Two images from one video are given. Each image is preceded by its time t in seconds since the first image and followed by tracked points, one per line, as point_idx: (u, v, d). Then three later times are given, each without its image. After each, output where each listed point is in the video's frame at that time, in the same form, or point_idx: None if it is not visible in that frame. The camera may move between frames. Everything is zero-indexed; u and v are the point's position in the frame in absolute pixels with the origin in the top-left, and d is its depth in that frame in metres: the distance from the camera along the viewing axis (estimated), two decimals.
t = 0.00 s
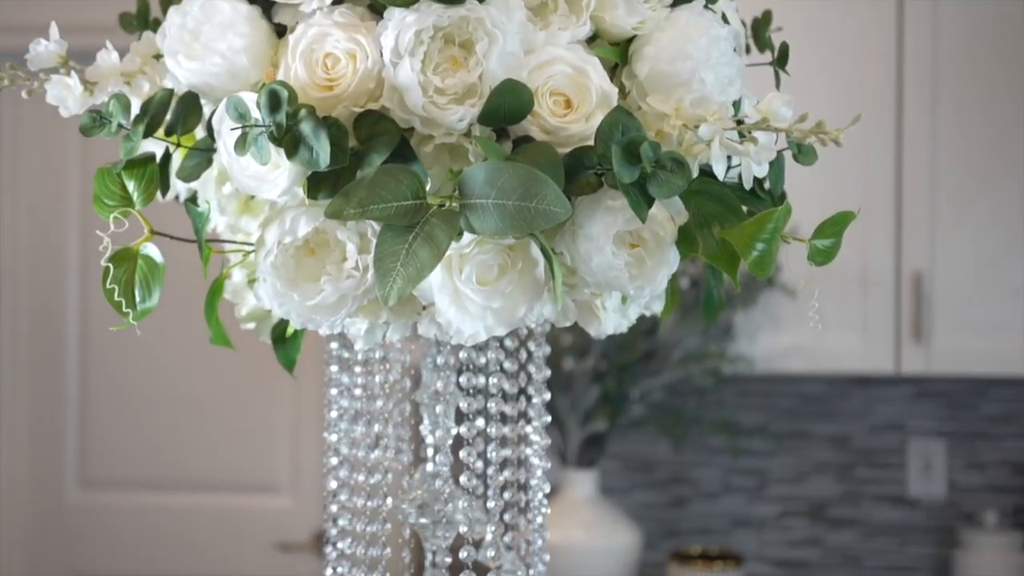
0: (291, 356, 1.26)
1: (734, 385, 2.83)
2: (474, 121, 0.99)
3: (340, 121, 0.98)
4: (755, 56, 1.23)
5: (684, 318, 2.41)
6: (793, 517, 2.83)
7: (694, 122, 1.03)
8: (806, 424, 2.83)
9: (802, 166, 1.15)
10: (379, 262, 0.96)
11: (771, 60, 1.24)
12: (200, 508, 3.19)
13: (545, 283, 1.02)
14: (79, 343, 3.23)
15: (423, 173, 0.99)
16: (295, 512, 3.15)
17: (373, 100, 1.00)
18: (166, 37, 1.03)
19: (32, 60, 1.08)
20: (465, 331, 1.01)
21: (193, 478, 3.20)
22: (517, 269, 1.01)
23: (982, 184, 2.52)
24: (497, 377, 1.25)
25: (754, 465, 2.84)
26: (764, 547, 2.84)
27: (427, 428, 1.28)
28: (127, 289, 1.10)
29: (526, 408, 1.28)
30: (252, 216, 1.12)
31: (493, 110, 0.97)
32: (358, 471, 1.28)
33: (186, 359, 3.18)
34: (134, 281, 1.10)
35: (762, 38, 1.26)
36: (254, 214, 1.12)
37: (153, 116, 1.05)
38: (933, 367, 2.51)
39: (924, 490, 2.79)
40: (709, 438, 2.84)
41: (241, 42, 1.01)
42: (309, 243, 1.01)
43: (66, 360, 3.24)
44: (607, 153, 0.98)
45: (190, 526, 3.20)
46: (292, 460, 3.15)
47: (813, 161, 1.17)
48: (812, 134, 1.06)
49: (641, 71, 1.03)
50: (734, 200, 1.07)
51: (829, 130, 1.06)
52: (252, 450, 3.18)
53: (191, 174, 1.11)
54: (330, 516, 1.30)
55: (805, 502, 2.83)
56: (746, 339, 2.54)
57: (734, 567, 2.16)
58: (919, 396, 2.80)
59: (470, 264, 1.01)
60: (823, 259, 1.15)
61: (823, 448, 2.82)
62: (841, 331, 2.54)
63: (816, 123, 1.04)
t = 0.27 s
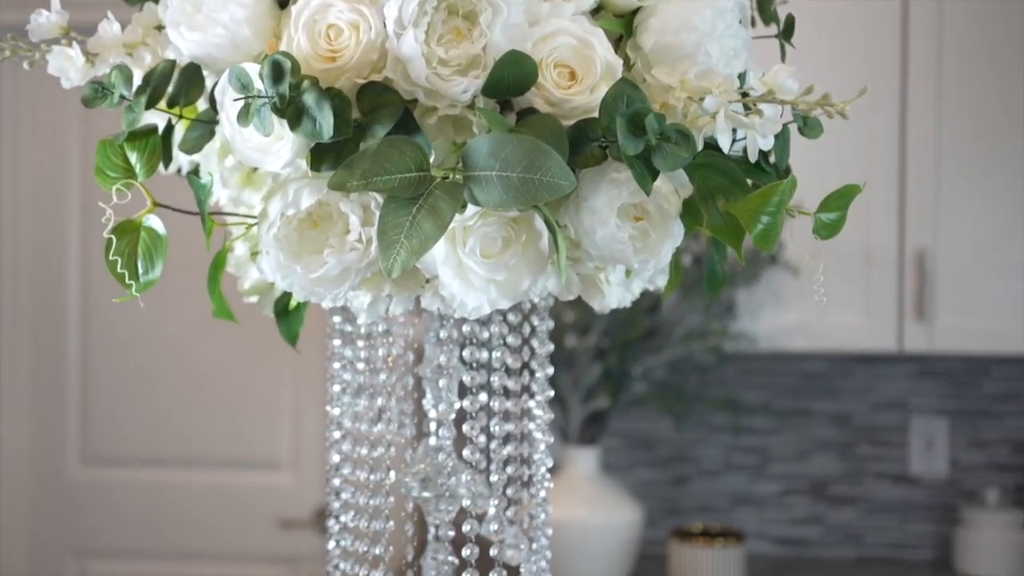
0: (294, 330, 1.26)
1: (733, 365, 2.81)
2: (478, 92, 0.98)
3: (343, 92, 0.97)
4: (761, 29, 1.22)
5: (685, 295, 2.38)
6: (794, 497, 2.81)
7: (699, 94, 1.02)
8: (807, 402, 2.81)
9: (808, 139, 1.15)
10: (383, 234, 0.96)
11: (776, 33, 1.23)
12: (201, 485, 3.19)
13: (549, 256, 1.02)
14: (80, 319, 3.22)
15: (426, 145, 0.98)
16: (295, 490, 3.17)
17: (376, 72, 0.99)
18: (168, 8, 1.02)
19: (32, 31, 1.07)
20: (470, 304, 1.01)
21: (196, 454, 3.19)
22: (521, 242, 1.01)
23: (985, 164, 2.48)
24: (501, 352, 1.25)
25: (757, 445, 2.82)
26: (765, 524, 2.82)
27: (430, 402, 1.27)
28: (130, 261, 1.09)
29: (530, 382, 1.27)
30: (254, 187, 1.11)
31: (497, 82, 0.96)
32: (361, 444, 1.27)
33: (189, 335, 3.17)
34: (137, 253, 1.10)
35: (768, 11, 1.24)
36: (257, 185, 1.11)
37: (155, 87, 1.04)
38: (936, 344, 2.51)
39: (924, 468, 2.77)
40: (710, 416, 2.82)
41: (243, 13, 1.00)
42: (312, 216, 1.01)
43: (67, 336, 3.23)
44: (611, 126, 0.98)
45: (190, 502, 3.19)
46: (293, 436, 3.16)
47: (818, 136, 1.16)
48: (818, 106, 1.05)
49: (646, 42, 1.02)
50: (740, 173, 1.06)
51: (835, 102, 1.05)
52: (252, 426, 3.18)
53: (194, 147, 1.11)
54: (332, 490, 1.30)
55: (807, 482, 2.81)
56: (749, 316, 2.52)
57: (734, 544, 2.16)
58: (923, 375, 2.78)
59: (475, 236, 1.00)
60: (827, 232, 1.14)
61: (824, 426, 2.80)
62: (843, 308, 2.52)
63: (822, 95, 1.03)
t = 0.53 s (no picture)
0: (296, 305, 1.26)
1: (738, 345, 2.80)
2: (482, 67, 0.98)
3: (346, 67, 0.97)
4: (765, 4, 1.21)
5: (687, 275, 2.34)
6: (795, 476, 2.80)
7: (704, 70, 1.01)
8: (810, 381, 2.80)
9: (813, 116, 1.12)
10: (386, 209, 0.96)
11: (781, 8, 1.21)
12: (204, 464, 3.19)
13: (553, 233, 1.01)
14: (83, 299, 3.22)
15: (430, 120, 0.98)
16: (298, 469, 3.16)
17: (380, 47, 0.98)
18: None
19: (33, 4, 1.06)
20: (473, 280, 0.99)
21: (198, 433, 3.19)
22: (525, 218, 0.99)
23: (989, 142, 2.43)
24: (504, 329, 1.25)
25: (759, 425, 2.81)
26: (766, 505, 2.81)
27: (433, 379, 1.26)
28: (133, 236, 1.09)
29: (532, 359, 1.27)
30: (257, 164, 1.11)
31: (501, 57, 0.96)
32: (364, 421, 1.27)
33: (191, 314, 3.17)
34: (140, 229, 1.09)
35: None
36: (260, 162, 1.11)
37: (157, 62, 1.03)
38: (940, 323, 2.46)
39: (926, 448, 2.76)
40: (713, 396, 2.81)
41: None
42: (315, 192, 1.00)
43: (70, 317, 3.23)
44: (616, 101, 0.97)
45: (193, 482, 3.19)
46: (296, 415, 3.17)
47: (824, 112, 1.14)
48: (823, 82, 1.04)
49: (650, 18, 1.01)
50: (744, 149, 1.04)
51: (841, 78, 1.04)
52: (255, 405, 3.18)
53: (196, 122, 1.10)
54: (336, 466, 1.31)
55: (809, 462, 2.80)
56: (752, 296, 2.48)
57: (737, 524, 2.03)
58: (924, 355, 2.77)
59: (478, 212, 0.98)
60: (833, 209, 1.12)
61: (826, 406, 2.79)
62: (846, 289, 2.48)
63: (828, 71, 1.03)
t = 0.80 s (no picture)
0: (297, 283, 1.26)
1: (740, 325, 2.79)
2: (483, 43, 0.97)
3: (347, 42, 0.96)
4: None
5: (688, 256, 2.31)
6: (796, 456, 2.79)
7: (707, 46, 1.00)
8: (811, 363, 2.78)
9: (816, 93, 1.12)
10: (387, 185, 0.95)
11: None
12: (202, 445, 3.19)
13: (555, 209, 1.00)
14: (83, 283, 3.22)
15: (432, 96, 0.97)
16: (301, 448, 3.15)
17: (381, 22, 0.97)
18: None
19: None
20: (474, 257, 0.98)
21: (202, 414, 3.19)
22: (526, 194, 0.98)
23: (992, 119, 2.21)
24: (505, 307, 1.24)
25: (760, 405, 2.80)
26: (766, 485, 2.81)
27: (434, 356, 1.27)
28: (133, 212, 1.09)
29: (534, 338, 1.27)
30: (258, 140, 1.08)
31: (503, 33, 0.96)
32: (365, 398, 1.26)
33: (194, 293, 3.15)
34: (140, 205, 1.09)
35: None
36: (261, 138, 1.08)
37: (158, 37, 1.03)
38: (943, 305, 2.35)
39: (927, 430, 2.74)
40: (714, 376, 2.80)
41: None
42: (316, 167, 1.00)
43: (70, 300, 3.23)
44: (618, 77, 0.97)
45: (191, 463, 3.19)
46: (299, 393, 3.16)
47: (828, 90, 1.14)
48: (827, 58, 1.03)
49: None
50: (747, 126, 1.04)
51: (845, 54, 1.03)
52: (252, 386, 3.17)
53: (197, 97, 1.10)
54: (338, 444, 1.30)
55: (809, 442, 2.79)
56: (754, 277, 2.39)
57: (738, 504, 1.95)
58: (926, 337, 2.74)
59: (480, 188, 0.97)
60: (836, 185, 1.12)
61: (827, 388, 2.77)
62: (848, 270, 2.38)
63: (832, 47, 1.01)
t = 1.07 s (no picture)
0: (298, 258, 1.26)
1: (746, 303, 2.45)
2: (484, 16, 0.97)
3: (347, 15, 0.96)
4: None
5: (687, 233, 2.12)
6: (797, 437, 2.46)
7: (708, 20, 0.99)
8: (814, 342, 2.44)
9: (818, 67, 1.12)
10: (386, 158, 0.95)
11: None
12: (208, 427, 2.75)
13: (555, 183, 0.99)
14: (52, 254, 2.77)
15: (432, 70, 0.96)
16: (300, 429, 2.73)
17: None
18: None
19: None
20: (473, 231, 0.98)
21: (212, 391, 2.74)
22: (526, 168, 0.97)
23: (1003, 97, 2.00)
24: (505, 283, 1.24)
25: (761, 383, 2.47)
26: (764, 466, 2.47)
27: (434, 332, 1.26)
28: (131, 185, 1.08)
29: (534, 314, 1.26)
30: (257, 115, 1.08)
31: (504, 6, 0.95)
32: (365, 373, 1.25)
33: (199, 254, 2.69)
34: (139, 178, 1.08)
35: None
36: (260, 113, 1.08)
37: (155, 10, 1.01)
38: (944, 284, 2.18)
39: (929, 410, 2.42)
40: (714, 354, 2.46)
41: None
42: (315, 141, 0.99)
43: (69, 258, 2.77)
44: (619, 51, 0.96)
45: (190, 445, 2.76)
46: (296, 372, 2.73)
47: (829, 64, 1.13)
48: (829, 32, 1.03)
49: None
50: (749, 100, 1.04)
51: (847, 28, 1.03)
52: (258, 365, 2.73)
53: (196, 71, 1.10)
54: (337, 420, 1.30)
55: (810, 422, 2.45)
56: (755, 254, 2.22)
57: (740, 483, 1.94)
58: (930, 315, 2.41)
59: (479, 162, 0.97)
60: (837, 160, 1.11)
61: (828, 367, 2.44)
62: (847, 246, 2.21)
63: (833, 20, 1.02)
